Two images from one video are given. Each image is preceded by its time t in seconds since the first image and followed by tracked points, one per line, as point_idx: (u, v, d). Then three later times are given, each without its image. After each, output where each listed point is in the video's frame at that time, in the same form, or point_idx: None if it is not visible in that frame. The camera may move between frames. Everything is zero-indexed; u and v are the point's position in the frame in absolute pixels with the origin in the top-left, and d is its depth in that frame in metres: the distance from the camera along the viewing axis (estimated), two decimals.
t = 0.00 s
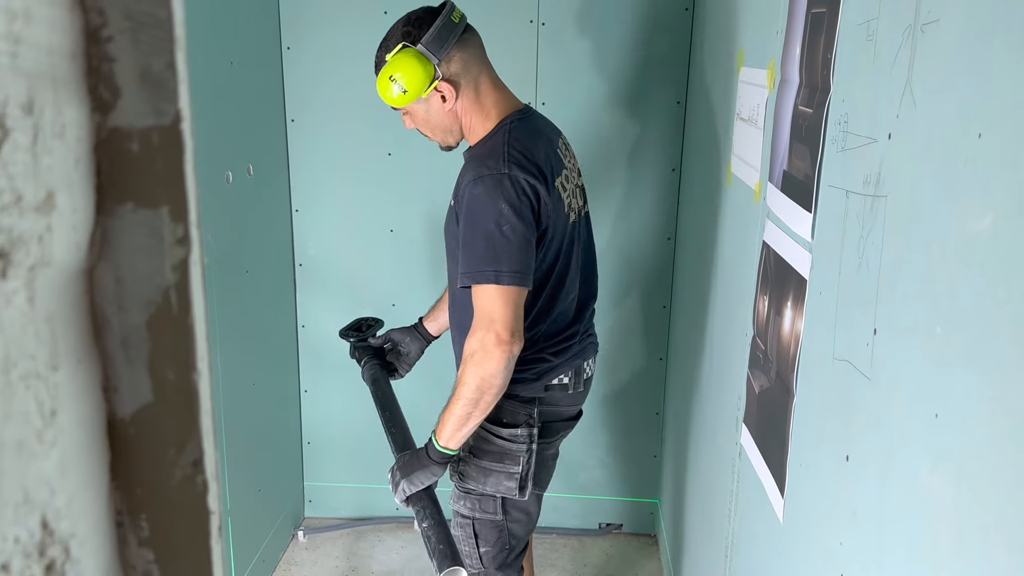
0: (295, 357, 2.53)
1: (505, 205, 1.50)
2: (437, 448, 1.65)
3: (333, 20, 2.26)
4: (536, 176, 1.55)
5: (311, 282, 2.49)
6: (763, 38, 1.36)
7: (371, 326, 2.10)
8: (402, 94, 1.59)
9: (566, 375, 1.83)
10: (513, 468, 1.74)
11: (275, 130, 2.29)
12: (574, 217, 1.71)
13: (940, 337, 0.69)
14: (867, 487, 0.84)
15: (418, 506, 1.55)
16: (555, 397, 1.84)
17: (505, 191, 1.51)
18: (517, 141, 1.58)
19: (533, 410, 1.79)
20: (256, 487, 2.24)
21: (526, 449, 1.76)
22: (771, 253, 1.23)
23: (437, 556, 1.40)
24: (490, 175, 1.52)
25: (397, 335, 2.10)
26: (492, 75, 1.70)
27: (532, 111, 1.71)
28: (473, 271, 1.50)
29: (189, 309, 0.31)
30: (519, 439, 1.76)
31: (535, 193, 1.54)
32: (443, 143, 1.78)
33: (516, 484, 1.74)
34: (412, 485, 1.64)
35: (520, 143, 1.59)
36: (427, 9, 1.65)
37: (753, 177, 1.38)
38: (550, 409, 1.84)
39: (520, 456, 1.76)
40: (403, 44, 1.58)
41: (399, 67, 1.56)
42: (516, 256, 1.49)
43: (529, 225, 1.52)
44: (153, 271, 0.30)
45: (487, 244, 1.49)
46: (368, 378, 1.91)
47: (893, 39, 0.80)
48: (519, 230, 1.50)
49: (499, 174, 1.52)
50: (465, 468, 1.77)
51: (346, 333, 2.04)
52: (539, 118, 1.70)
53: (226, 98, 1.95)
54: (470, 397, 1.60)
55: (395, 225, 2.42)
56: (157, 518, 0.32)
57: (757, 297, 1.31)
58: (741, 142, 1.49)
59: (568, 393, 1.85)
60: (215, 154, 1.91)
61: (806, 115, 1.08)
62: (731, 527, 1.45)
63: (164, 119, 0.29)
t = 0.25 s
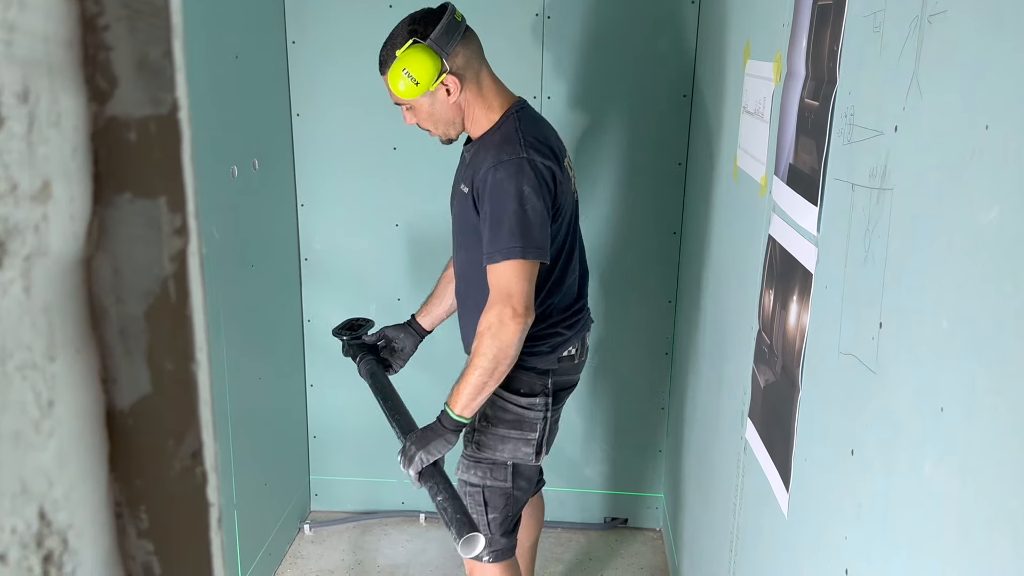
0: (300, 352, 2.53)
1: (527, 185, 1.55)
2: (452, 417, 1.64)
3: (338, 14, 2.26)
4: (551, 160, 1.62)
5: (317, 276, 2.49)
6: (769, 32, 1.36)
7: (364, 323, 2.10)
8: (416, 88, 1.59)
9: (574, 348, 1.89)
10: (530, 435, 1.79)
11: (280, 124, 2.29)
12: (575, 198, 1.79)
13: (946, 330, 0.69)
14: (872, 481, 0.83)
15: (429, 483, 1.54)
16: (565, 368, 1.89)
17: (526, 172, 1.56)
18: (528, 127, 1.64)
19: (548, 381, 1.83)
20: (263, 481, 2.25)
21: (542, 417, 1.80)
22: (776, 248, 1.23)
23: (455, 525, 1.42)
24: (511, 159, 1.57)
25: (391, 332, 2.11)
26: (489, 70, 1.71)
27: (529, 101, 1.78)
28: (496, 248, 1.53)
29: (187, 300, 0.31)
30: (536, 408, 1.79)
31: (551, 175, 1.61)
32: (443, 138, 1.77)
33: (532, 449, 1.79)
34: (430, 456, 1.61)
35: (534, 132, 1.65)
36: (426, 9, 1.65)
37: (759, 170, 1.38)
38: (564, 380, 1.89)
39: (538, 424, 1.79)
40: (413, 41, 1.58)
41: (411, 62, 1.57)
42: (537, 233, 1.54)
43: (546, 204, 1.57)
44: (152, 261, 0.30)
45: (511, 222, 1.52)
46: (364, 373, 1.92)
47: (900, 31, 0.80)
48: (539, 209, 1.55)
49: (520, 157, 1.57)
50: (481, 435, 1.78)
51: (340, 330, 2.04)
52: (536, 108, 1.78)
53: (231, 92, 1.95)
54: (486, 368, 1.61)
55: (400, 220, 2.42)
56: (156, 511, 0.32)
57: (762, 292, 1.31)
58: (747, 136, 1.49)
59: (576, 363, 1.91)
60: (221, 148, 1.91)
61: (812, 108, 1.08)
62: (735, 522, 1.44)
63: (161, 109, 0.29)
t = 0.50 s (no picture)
0: (305, 345, 2.53)
1: (547, 166, 1.56)
2: (484, 392, 1.63)
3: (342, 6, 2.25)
4: (565, 142, 1.64)
5: (321, 270, 2.49)
6: (776, 22, 1.34)
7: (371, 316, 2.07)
8: (429, 82, 1.58)
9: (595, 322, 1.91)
10: (578, 409, 1.78)
11: (284, 117, 2.28)
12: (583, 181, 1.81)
13: (956, 324, 0.68)
14: (880, 476, 0.82)
15: (479, 465, 1.51)
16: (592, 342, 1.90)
17: (545, 154, 1.57)
18: (538, 113, 1.66)
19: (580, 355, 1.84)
20: (268, 474, 2.25)
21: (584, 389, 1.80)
22: (784, 241, 1.22)
23: (511, 500, 1.39)
24: (528, 142, 1.58)
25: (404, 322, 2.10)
26: (491, 62, 1.71)
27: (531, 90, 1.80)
28: (522, 229, 1.53)
29: (179, 290, 0.30)
30: (578, 382, 1.79)
31: (566, 157, 1.62)
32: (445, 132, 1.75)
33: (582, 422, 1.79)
34: (469, 432, 1.59)
35: (547, 118, 1.66)
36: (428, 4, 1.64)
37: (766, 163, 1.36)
38: (596, 353, 1.90)
39: (582, 398, 1.79)
40: (421, 35, 1.58)
41: (422, 56, 1.56)
42: (561, 212, 1.55)
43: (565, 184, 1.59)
44: (143, 252, 0.30)
45: (535, 202, 1.53)
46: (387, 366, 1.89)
47: (910, 20, 0.79)
48: (561, 189, 1.56)
49: (537, 140, 1.58)
50: (530, 418, 1.76)
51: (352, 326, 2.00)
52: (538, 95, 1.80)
53: (234, 85, 1.95)
54: (515, 344, 1.60)
55: (404, 213, 2.41)
56: (148, 508, 0.32)
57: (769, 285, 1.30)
58: (754, 127, 1.47)
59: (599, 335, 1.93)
60: (225, 141, 1.90)
61: (821, 99, 1.06)
62: (742, 517, 1.43)
63: (150, 95, 0.29)
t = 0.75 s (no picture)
0: (308, 338, 2.52)
1: (569, 155, 1.56)
2: (530, 383, 1.62)
3: None
4: (577, 130, 1.65)
5: (325, 263, 2.48)
6: (783, 14, 1.33)
7: (398, 329, 2.05)
8: (439, 74, 1.56)
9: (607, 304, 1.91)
10: (603, 390, 1.79)
11: (287, 110, 2.27)
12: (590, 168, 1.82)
13: (964, 320, 0.67)
14: (886, 474, 0.81)
15: (544, 459, 1.49)
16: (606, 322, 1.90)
17: (564, 143, 1.57)
18: (546, 104, 1.67)
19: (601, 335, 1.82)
20: (271, 468, 2.24)
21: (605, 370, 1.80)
22: (790, 235, 1.20)
23: (585, 489, 1.37)
24: (546, 132, 1.59)
25: (432, 329, 2.09)
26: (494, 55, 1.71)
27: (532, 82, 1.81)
28: (552, 219, 1.53)
29: (165, 287, 0.34)
30: (599, 364, 1.79)
31: (581, 144, 1.63)
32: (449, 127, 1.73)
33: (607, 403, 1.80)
34: (522, 424, 1.60)
35: (555, 108, 1.67)
36: None
37: (773, 156, 1.35)
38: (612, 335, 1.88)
39: (604, 378, 1.80)
40: (430, 28, 1.56)
41: (433, 48, 1.54)
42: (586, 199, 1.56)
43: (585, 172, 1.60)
44: (129, 248, 0.33)
45: (562, 190, 1.53)
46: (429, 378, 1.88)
47: (919, 11, 0.77)
48: (583, 176, 1.57)
49: (554, 130, 1.59)
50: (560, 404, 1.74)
51: (380, 343, 1.98)
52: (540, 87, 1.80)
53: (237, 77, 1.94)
54: (555, 334, 1.60)
55: (408, 206, 2.41)
56: (134, 510, 0.35)
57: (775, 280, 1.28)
58: (761, 120, 1.46)
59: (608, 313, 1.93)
60: (227, 134, 1.89)
61: (828, 91, 1.05)
62: (747, 512, 1.42)
63: (134, 84, 0.32)
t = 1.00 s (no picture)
0: (311, 332, 2.52)
1: (573, 151, 1.55)
2: (499, 375, 1.59)
3: None
4: (587, 127, 1.64)
5: (328, 256, 2.47)
6: (790, 5, 1.31)
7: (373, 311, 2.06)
8: (465, 62, 1.54)
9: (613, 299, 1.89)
10: (608, 382, 1.76)
11: (289, 103, 2.26)
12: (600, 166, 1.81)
13: (975, 316, 0.65)
14: (895, 472, 0.80)
15: (494, 453, 1.45)
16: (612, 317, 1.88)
17: (570, 139, 1.57)
18: (557, 99, 1.66)
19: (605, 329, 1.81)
20: (274, 462, 2.24)
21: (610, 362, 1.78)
22: (797, 230, 1.19)
23: (532, 486, 1.34)
24: (554, 128, 1.58)
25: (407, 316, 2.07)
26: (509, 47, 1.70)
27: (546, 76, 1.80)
28: (548, 215, 1.52)
29: (153, 285, 0.38)
30: (605, 356, 1.77)
31: (589, 142, 1.63)
32: (462, 119, 1.71)
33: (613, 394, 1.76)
34: (483, 415, 1.56)
35: (567, 104, 1.67)
36: None
37: (779, 149, 1.33)
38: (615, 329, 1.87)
39: (609, 372, 1.77)
40: (452, 16, 1.53)
41: (459, 35, 1.52)
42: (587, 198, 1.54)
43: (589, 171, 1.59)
44: (116, 246, 0.37)
45: (563, 187, 1.52)
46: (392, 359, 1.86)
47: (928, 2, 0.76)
48: (586, 175, 1.56)
49: (562, 126, 1.58)
50: (563, 398, 1.72)
51: (350, 321, 2.00)
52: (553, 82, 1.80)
53: (239, 69, 1.93)
54: (534, 330, 1.58)
55: (411, 200, 2.40)
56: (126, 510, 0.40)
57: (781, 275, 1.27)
58: (767, 113, 1.44)
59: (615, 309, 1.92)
60: (229, 127, 1.88)
61: (835, 84, 1.04)
62: (752, 508, 1.41)
63: (119, 76, 0.35)
